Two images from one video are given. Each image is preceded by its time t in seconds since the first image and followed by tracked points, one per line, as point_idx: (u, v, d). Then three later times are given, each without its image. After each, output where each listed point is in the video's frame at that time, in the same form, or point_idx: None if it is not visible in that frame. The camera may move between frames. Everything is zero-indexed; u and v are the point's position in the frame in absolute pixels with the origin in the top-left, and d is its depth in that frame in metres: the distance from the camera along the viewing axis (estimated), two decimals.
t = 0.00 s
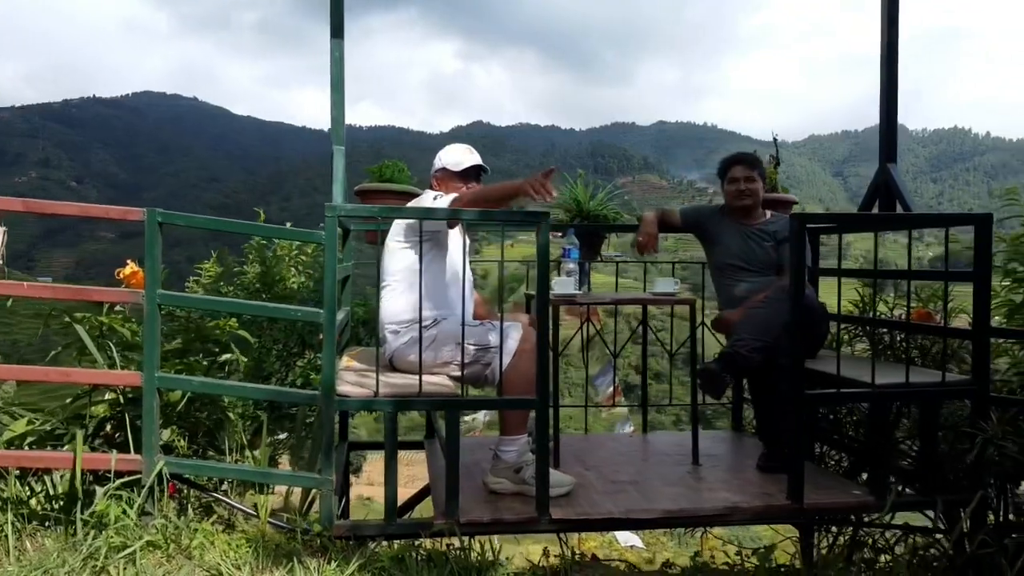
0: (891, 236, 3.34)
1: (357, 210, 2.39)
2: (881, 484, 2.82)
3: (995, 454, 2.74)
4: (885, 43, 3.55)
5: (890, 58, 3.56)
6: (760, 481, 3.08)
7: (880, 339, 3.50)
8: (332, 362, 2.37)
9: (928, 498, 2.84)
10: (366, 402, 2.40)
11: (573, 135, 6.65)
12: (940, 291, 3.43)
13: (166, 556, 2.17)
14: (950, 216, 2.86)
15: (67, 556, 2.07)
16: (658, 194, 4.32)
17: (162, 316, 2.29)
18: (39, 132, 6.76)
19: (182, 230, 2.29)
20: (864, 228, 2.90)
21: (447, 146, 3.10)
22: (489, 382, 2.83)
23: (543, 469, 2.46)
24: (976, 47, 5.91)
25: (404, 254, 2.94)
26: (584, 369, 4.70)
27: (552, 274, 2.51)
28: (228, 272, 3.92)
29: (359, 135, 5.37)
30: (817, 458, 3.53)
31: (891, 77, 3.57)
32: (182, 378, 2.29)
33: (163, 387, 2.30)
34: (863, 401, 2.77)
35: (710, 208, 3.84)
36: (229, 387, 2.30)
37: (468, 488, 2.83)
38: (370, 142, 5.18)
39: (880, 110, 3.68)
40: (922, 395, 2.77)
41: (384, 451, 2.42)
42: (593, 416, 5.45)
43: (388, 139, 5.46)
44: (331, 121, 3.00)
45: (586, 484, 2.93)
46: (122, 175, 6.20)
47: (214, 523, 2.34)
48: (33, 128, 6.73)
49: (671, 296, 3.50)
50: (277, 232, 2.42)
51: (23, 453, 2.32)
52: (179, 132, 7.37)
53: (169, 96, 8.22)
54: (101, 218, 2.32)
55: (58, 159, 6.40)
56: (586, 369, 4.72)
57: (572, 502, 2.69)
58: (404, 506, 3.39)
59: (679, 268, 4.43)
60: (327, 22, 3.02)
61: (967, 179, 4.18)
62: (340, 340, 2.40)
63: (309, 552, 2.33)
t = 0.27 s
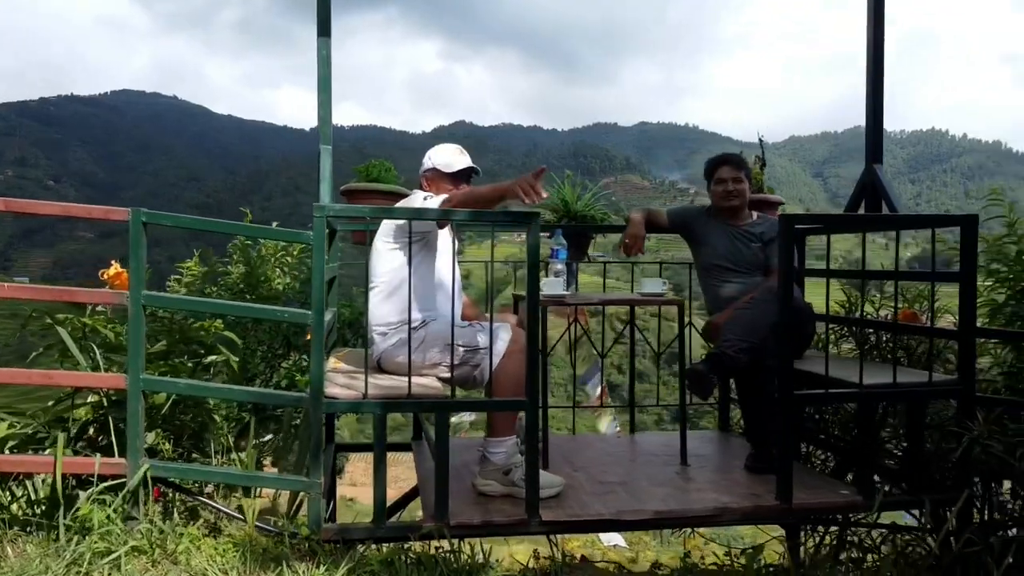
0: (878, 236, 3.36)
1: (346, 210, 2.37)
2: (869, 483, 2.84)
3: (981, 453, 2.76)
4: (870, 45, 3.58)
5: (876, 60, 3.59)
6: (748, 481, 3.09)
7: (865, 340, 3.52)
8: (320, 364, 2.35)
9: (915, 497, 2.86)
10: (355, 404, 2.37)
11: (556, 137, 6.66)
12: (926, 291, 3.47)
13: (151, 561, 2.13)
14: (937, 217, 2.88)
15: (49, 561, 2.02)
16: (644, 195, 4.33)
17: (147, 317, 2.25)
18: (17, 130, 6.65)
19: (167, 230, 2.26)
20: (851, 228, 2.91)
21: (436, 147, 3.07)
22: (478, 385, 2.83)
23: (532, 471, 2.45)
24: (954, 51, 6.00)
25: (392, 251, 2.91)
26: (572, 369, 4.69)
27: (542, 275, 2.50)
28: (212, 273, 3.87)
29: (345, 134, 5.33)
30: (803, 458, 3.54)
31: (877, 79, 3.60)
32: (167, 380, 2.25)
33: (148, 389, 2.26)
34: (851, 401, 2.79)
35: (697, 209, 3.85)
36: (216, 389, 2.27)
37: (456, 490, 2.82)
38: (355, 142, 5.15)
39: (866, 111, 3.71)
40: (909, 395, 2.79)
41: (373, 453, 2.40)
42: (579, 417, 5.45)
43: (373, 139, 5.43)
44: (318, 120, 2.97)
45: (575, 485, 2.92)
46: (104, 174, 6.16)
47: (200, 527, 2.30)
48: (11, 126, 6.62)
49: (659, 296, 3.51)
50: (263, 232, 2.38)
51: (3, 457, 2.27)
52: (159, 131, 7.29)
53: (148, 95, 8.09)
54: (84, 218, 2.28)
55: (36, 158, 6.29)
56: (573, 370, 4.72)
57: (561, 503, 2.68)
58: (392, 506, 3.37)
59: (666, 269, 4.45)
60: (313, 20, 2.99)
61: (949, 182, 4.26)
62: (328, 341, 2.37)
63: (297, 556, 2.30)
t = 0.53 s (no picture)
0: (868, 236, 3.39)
1: (340, 209, 2.36)
2: (860, 482, 2.85)
3: (970, 451, 2.79)
4: (860, 47, 3.61)
5: (866, 61, 3.62)
6: (740, 480, 3.10)
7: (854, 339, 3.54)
8: (312, 364, 2.34)
9: (904, 495, 2.88)
10: (348, 405, 2.36)
11: (544, 137, 6.67)
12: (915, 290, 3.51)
13: (142, 563, 2.11)
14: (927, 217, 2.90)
15: (38, 563, 2.00)
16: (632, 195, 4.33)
17: (138, 317, 2.23)
18: None
19: (158, 229, 2.24)
20: (843, 228, 2.93)
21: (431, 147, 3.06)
22: (470, 384, 2.82)
23: (526, 471, 2.44)
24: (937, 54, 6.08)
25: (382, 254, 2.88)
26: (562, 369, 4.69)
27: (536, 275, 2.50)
28: (199, 272, 3.84)
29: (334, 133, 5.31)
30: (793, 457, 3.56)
31: (866, 81, 3.63)
32: (158, 381, 2.23)
33: (139, 390, 2.24)
34: (842, 400, 2.80)
35: (688, 209, 3.86)
36: (207, 389, 2.25)
37: (449, 490, 2.81)
38: (344, 141, 5.13)
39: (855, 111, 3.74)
40: (899, 394, 2.81)
41: (366, 454, 2.39)
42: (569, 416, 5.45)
43: (362, 138, 5.41)
44: (308, 118, 2.95)
45: (568, 485, 2.93)
46: (87, 175, 6.11)
47: (191, 529, 2.28)
48: None
49: (650, 296, 3.51)
50: (255, 231, 2.37)
51: None
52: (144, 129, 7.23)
53: (132, 94, 8.00)
54: (73, 217, 2.26)
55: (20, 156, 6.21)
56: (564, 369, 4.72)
57: (554, 503, 2.67)
58: (384, 506, 3.35)
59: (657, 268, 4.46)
60: (304, 18, 2.98)
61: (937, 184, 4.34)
62: (321, 342, 2.36)
63: (289, 557, 2.29)
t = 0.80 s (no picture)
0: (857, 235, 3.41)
1: (334, 208, 2.35)
2: (850, 479, 2.88)
3: (959, 449, 2.82)
4: (849, 48, 3.64)
5: (854, 62, 3.65)
6: (733, 479, 3.12)
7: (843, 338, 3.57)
8: (306, 364, 2.32)
9: (894, 493, 2.91)
10: (342, 405, 2.34)
11: (532, 137, 6.68)
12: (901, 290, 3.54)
13: (135, 565, 2.09)
14: (916, 216, 2.93)
15: (30, 565, 1.97)
16: (619, 195, 4.35)
17: (130, 317, 2.20)
18: None
19: (150, 228, 2.22)
20: (834, 228, 2.95)
21: (422, 142, 3.05)
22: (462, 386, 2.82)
23: (521, 470, 2.45)
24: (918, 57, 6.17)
25: (372, 255, 2.86)
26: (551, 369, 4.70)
27: (530, 274, 2.51)
28: (188, 272, 3.80)
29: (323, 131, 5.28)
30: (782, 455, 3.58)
31: (855, 81, 3.66)
32: (151, 381, 2.21)
33: (131, 391, 2.22)
34: (834, 398, 2.82)
35: (678, 209, 3.87)
36: (199, 390, 2.23)
37: (442, 491, 2.80)
38: (332, 139, 5.10)
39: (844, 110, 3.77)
40: (889, 392, 2.84)
41: (361, 454, 2.38)
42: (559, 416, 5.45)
43: (351, 137, 5.38)
44: (301, 117, 2.93)
45: (561, 484, 2.93)
46: (66, 173, 6.01)
47: (183, 530, 2.26)
48: None
49: (642, 295, 3.52)
50: (248, 231, 2.35)
51: None
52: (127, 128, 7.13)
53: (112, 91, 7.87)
54: (64, 216, 2.23)
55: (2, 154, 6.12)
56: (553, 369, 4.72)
57: (548, 503, 2.68)
58: (378, 505, 3.34)
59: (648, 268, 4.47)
60: (296, 16, 2.96)
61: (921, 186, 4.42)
62: (315, 342, 2.35)
63: (284, 558, 2.27)
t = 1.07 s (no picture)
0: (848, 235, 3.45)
1: (331, 208, 2.33)
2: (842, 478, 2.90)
3: (949, 447, 2.86)
4: (839, 51, 3.68)
5: (844, 65, 3.69)
6: (726, 478, 3.13)
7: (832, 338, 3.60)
8: (303, 365, 2.31)
9: (885, 491, 2.94)
10: (339, 406, 2.33)
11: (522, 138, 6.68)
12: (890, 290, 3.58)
13: (130, 569, 2.07)
14: (907, 217, 2.96)
15: (24, 569, 1.95)
16: (607, 196, 4.36)
17: (124, 319, 2.18)
18: None
19: (145, 229, 2.20)
20: (827, 229, 2.98)
21: (418, 142, 3.04)
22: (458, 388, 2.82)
23: (518, 471, 2.45)
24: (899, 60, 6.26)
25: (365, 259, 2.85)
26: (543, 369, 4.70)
27: (527, 275, 2.51)
28: (177, 273, 3.77)
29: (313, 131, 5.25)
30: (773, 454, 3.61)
31: (845, 83, 3.70)
32: (145, 383, 2.19)
33: (125, 393, 2.20)
34: (826, 398, 2.85)
35: (669, 210, 3.89)
36: (195, 391, 2.21)
37: (437, 491, 2.80)
38: (323, 139, 5.07)
39: (834, 112, 3.81)
40: (881, 391, 2.87)
41: (357, 455, 2.38)
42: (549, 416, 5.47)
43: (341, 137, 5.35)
44: (294, 116, 2.91)
45: (556, 485, 2.95)
46: (41, 170, 5.67)
47: (178, 533, 2.24)
48: None
49: (635, 296, 3.53)
50: (244, 232, 2.33)
51: None
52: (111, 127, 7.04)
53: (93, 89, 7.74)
54: (57, 216, 2.20)
55: None
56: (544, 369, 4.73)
57: (544, 503, 2.68)
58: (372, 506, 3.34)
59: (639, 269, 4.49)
60: (289, 14, 2.93)
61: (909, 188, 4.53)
62: (312, 343, 2.34)
63: (280, 560, 2.26)
